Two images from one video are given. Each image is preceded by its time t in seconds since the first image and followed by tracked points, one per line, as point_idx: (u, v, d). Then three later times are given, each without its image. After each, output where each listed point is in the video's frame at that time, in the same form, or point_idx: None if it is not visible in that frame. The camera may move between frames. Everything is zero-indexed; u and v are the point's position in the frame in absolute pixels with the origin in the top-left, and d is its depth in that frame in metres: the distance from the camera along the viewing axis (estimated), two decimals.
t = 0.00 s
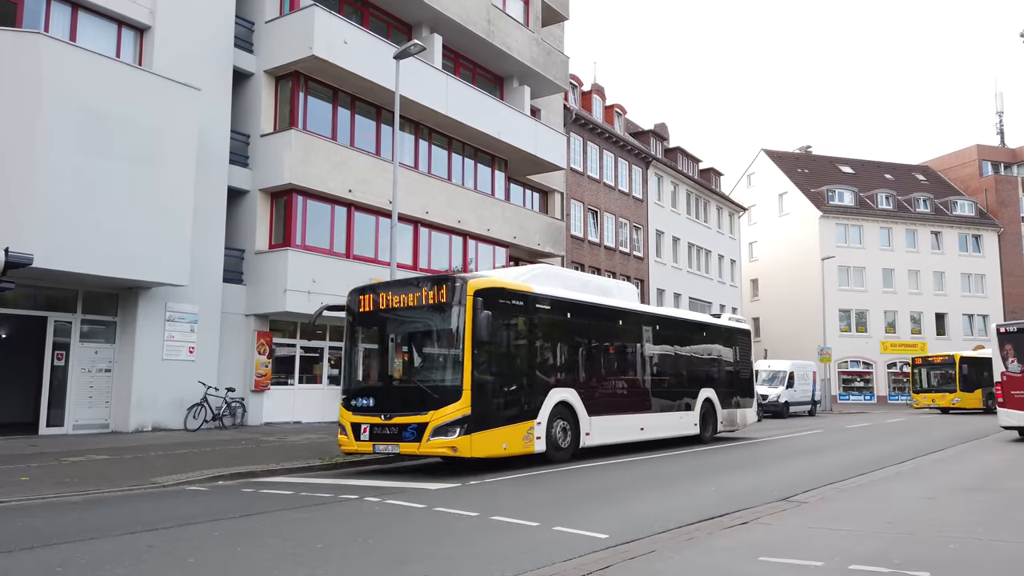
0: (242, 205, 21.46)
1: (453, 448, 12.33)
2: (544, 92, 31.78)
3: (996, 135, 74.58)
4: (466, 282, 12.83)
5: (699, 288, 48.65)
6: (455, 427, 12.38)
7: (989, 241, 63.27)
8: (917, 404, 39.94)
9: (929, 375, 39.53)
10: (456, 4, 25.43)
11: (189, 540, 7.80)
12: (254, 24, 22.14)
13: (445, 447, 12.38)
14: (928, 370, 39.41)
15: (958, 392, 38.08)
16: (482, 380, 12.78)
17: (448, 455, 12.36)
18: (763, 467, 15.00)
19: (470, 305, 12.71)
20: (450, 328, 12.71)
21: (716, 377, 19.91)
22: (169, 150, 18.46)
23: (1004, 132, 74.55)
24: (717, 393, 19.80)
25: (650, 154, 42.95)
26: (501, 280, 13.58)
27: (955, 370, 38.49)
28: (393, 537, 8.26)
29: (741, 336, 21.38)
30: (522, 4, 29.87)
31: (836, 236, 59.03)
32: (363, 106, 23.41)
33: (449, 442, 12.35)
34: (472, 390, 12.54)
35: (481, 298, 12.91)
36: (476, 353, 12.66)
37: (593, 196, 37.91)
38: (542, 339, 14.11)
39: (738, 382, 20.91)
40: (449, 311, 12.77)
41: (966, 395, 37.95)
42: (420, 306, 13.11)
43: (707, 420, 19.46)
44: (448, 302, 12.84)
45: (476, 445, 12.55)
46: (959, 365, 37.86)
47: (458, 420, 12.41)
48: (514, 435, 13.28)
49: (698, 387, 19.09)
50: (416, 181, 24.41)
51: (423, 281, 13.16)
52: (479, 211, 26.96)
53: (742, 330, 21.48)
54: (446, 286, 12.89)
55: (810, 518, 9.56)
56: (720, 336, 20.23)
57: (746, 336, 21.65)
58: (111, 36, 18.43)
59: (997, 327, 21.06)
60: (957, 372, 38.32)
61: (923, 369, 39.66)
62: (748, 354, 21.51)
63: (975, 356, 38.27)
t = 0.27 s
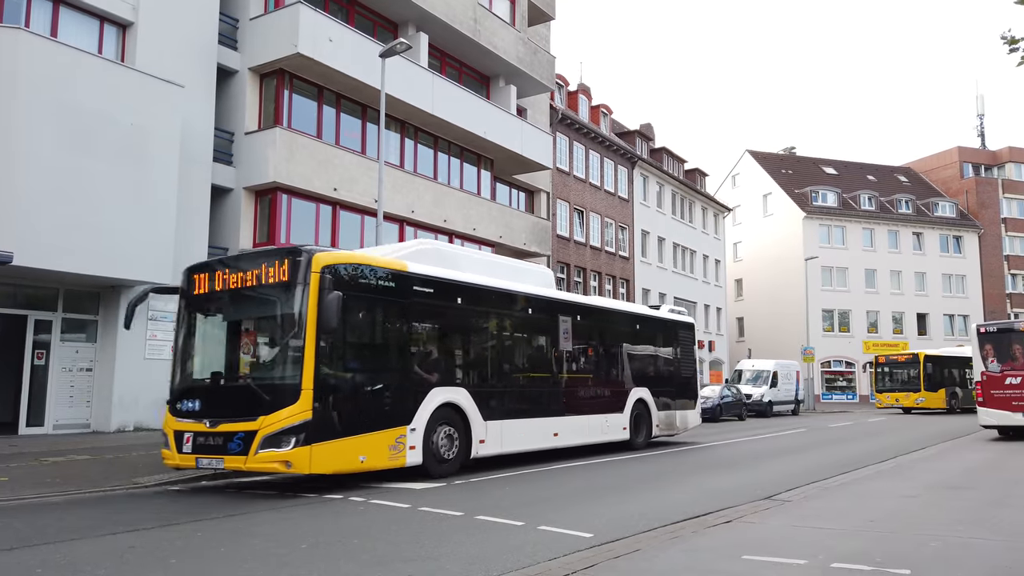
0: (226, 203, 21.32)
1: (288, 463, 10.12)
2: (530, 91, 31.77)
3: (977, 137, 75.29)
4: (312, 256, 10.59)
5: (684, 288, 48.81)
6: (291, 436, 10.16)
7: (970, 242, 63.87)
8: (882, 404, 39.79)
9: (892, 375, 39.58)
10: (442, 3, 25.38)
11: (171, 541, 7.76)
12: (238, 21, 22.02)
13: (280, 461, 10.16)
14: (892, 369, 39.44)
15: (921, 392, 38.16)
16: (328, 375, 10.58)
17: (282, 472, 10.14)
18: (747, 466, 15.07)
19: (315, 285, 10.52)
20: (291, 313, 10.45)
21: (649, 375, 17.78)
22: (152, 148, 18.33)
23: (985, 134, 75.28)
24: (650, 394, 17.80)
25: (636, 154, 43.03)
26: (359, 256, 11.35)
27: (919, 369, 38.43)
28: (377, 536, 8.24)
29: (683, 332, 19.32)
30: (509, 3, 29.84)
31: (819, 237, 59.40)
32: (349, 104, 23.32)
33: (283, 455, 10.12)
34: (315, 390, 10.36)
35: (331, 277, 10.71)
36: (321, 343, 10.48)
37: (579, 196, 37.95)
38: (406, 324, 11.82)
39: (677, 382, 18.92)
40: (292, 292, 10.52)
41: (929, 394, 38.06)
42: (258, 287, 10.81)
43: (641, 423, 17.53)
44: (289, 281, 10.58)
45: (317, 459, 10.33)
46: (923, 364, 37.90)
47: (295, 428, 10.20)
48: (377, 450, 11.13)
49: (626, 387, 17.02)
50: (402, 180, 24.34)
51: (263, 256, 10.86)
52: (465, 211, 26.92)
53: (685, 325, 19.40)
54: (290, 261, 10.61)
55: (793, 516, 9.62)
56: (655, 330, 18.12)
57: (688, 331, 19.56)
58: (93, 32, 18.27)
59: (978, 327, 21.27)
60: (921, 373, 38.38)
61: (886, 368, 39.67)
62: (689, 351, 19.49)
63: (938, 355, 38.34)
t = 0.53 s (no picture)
0: (209, 201, 21.19)
1: (24, 488, 7.78)
2: (516, 91, 31.77)
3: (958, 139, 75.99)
4: (76, 215, 8.28)
5: (669, 288, 49.00)
6: (28, 452, 7.81)
7: (951, 243, 64.46)
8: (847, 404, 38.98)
9: (857, 375, 38.77)
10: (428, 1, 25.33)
11: (153, 541, 7.70)
12: (222, 18, 21.89)
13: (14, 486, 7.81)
14: (857, 369, 38.65)
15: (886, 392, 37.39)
16: (205, 376, 9.36)
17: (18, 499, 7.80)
18: (731, 465, 15.14)
19: (75, 252, 8.18)
20: (43, 288, 8.13)
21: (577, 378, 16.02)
22: (134, 145, 18.18)
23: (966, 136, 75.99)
24: (330, 406, 10.79)
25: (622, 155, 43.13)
26: (287, 246, 10.50)
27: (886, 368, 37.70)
28: (361, 537, 8.22)
29: (619, 329, 17.46)
30: (495, 3, 29.82)
31: (802, 237, 59.76)
32: (334, 102, 23.24)
33: (17, 479, 7.76)
34: (67, 391, 8.03)
35: (100, 243, 8.37)
36: (84, 331, 8.18)
37: (565, 196, 38.01)
38: (366, 323, 11.40)
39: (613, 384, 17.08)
40: (47, 260, 8.19)
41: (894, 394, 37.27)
42: (9, 256, 8.45)
43: (565, 427, 15.72)
44: (46, 247, 8.24)
45: (69, 482, 8.01)
46: (888, 363, 37.11)
47: (37, 441, 7.85)
48: (169, 471, 8.88)
49: (546, 387, 15.15)
50: (388, 179, 24.28)
51: (16, 216, 8.48)
52: (450, 210, 26.89)
53: (617, 317, 17.48)
54: (49, 221, 8.29)
55: (776, 515, 9.69)
56: (585, 327, 16.31)
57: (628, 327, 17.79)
58: (75, 29, 18.10)
59: (959, 327, 21.47)
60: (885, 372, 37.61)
61: (851, 367, 38.84)
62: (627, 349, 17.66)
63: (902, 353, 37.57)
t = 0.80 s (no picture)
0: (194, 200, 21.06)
1: None
2: (503, 91, 31.76)
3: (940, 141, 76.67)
4: None
5: (655, 288, 49.16)
6: None
7: (934, 244, 65.01)
8: (815, 405, 37.78)
9: (825, 374, 37.57)
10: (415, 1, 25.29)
11: (136, 542, 7.65)
12: (207, 16, 21.77)
13: None
14: (824, 368, 37.47)
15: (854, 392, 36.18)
16: (181, 377, 8.98)
17: None
18: (716, 464, 15.21)
19: None
20: None
21: (491, 378, 14.11)
22: (117, 143, 18.05)
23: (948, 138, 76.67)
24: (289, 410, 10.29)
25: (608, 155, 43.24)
26: (263, 241, 10.15)
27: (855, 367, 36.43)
28: (346, 537, 8.19)
29: (542, 324, 15.56)
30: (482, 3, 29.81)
31: (787, 238, 60.10)
32: (320, 101, 23.16)
33: None
34: None
35: None
36: None
37: (552, 196, 38.06)
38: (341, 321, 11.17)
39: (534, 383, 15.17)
40: None
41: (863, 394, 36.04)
42: None
43: (472, 433, 13.68)
44: None
45: None
46: (856, 362, 35.93)
47: None
48: None
49: (449, 389, 13.14)
50: (374, 178, 24.23)
51: None
52: (437, 209, 26.86)
53: (539, 307, 15.52)
54: None
55: (760, 513, 9.73)
56: (502, 322, 14.42)
57: (555, 322, 15.99)
58: (57, 25, 17.94)
59: (941, 327, 21.68)
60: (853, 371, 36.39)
61: (818, 367, 37.59)
62: (552, 345, 15.79)
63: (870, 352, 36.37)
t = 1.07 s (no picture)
0: (183, 199, 20.95)
1: None
2: (495, 91, 31.76)
3: (929, 143, 77.12)
4: None
5: (646, 288, 49.26)
6: None
7: (922, 245, 65.38)
8: (788, 406, 36.02)
9: (798, 373, 35.75)
10: None
11: (124, 542, 7.61)
12: (197, 14, 21.68)
13: None
14: (800, 367, 35.61)
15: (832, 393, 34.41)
16: (165, 375, 8.92)
17: None
18: (707, 464, 15.27)
19: None
20: None
21: (392, 377, 12.07)
22: (105, 141, 17.95)
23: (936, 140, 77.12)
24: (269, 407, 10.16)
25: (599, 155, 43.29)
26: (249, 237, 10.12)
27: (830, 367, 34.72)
28: (337, 537, 8.18)
29: (461, 315, 13.52)
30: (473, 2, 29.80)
31: (777, 238, 60.33)
32: (310, 100, 23.11)
33: None
34: None
35: None
36: None
37: (543, 196, 38.09)
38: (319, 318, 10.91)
39: (449, 382, 13.18)
40: None
41: (839, 394, 34.35)
42: None
43: (359, 442, 11.57)
44: None
45: None
46: (833, 361, 34.20)
47: None
48: None
49: (328, 391, 10.98)
50: (365, 178, 24.20)
51: None
52: (428, 209, 26.85)
53: (457, 295, 13.46)
54: None
55: (750, 513, 9.77)
56: (404, 312, 12.34)
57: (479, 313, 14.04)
58: (45, 22, 17.82)
59: (929, 328, 21.81)
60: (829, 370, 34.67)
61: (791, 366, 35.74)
62: (472, 339, 13.78)
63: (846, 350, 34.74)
